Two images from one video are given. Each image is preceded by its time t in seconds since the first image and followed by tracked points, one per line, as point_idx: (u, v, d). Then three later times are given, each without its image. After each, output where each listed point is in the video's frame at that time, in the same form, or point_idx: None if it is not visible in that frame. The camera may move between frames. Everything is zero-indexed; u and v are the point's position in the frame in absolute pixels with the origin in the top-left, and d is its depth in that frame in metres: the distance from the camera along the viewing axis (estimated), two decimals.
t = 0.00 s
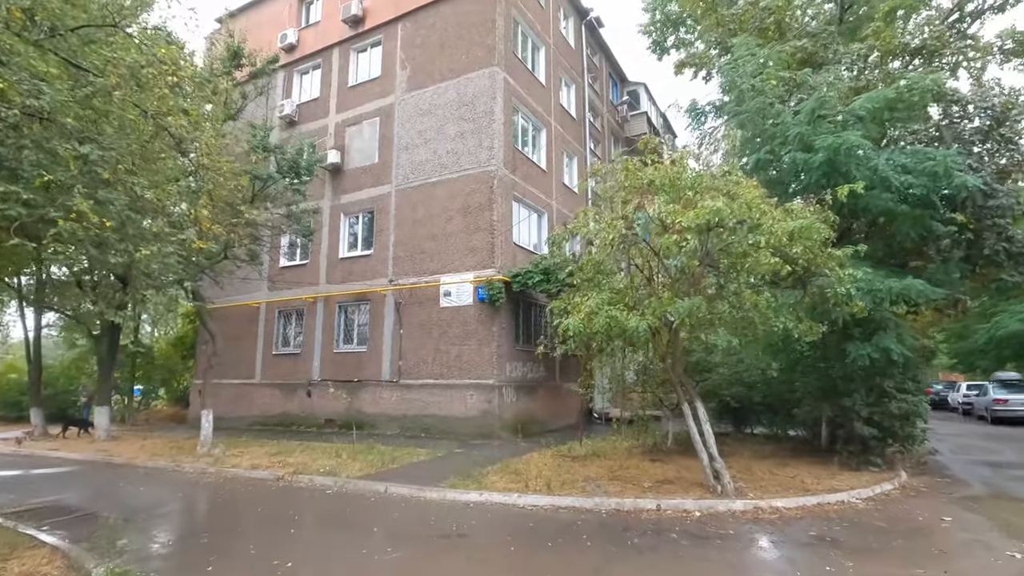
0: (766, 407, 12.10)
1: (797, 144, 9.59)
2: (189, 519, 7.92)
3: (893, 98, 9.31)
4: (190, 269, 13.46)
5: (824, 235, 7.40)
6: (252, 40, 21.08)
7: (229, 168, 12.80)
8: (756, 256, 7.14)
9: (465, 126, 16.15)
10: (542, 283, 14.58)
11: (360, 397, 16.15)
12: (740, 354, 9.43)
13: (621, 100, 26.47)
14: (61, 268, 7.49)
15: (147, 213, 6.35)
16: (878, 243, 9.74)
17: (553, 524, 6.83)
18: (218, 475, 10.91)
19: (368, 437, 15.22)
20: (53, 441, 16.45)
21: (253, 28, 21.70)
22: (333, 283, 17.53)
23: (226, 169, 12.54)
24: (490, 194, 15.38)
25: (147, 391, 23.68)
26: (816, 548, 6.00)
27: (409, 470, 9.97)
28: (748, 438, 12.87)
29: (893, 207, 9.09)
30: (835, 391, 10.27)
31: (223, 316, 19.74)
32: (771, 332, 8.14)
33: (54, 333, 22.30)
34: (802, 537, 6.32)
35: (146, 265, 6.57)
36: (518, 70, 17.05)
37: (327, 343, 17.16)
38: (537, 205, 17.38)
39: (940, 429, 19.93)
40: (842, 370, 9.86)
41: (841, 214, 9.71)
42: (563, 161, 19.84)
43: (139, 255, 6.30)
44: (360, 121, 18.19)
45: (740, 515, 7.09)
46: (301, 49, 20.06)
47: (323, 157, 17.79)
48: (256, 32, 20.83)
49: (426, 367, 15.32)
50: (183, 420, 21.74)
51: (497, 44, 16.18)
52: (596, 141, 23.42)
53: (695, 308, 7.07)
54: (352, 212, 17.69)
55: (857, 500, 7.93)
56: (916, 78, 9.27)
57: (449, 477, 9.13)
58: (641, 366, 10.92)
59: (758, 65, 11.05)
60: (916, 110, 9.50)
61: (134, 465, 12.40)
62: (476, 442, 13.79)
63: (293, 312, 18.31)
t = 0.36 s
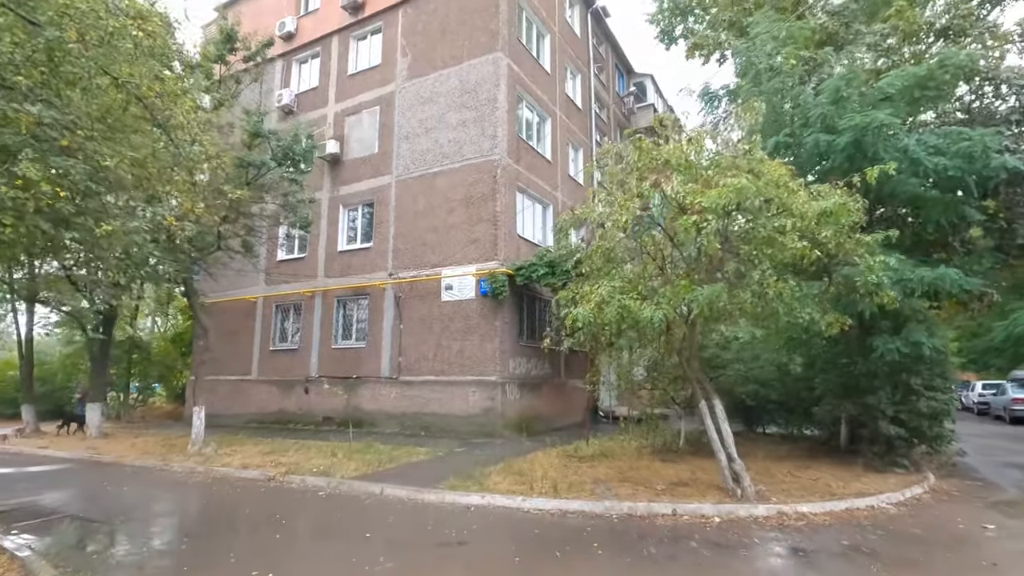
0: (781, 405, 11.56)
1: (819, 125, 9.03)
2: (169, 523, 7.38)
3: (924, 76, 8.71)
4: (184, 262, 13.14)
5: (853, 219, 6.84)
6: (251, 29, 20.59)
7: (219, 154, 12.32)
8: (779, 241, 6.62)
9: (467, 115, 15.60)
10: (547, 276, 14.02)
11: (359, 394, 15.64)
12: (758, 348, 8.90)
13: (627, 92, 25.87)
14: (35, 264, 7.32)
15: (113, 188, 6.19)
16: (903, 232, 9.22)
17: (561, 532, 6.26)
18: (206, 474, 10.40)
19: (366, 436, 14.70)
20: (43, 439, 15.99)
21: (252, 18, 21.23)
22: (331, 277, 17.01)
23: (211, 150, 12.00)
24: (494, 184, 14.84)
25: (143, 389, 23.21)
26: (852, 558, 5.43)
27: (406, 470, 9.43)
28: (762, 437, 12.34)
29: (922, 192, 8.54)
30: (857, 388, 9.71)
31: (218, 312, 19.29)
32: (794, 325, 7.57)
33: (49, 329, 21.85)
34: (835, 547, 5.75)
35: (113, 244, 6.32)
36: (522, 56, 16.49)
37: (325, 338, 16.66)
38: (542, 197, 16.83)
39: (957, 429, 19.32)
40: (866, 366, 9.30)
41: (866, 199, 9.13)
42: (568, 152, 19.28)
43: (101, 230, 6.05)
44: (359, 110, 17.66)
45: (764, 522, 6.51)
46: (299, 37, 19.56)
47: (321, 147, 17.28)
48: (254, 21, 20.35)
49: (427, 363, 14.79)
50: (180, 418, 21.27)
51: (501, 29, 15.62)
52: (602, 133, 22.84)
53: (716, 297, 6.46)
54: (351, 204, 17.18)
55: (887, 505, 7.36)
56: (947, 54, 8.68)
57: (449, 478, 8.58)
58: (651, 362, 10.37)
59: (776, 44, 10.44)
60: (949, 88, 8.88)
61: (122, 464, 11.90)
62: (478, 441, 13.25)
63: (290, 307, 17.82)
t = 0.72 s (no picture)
0: (801, 409, 10.98)
1: (848, 109, 8.45)
2: (149, 537, 6.81)
3: (961, 54, 8.10)
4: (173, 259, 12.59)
5: (894, 207, 6.26)
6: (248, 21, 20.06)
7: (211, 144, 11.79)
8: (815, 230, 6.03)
9: (470, 106, 15.03)
10: (554, 273, 13.45)
11: (358, 395, 15.07)
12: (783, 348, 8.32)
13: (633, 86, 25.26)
14: (12, 264, 7.03)
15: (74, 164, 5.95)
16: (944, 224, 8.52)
17: (577, 550, 5.67)
18: (195, 481, 9.85)
19: (366, 439, 14.14)
20: (32, 442, 15.44)
21: (249, 9, 20.71)
22: (330, 274, 16.45)
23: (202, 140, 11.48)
24: (498, 177, 14.27)
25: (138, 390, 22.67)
26: None
27: (407, 478, 8.85)
28: (780, 442, 11.75)
29: (961, 180, 7.94)
30: (887, 391, 9.12)
31: (214, 311, 18.76)
32: (828, 323, 6.98)
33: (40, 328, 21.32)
34: (884, 569, 5.15)
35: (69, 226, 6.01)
36: (527, 46, 15.92)
37: (323, 338, 16.11)
38: (548, 191, 16.25)
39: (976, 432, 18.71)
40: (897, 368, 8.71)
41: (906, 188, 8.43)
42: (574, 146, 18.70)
43: (55, 209, 5.73)
44: (359, 102, 17.10)
45: (799, 540, 5.90)
46: (298, 28, 19.01)
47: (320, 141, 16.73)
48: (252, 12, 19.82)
49: (429, 364, 14.22)
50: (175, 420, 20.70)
51: (506, 17, 15.04)
52: (609, 127, 22.24)
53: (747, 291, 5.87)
54: (350, 199, 16.62)
55: (929, 518, 6.75)
56: (988, 31, 8.08)
57: (452, 488, 7.99)
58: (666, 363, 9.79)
59: (801, 22, 9.77)
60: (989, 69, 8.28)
61: (109, 469, 11.36)
62: (483, 445, 12.68)
63: (288, 306, 17.27)
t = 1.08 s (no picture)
0: (829, 410, 10.46)
1: (887, 91, 7.91)
2: (141, 547, 6.34)
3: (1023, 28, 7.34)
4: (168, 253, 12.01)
5: (954, 191, 5.73)
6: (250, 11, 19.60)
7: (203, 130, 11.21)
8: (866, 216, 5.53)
9: (479, 95, 14.51)
10: (566, 268, 12.94)
11: (362, 395, 14.59)
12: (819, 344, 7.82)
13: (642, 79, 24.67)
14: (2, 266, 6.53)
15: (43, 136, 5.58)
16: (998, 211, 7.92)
17: (605, 566, 5.17)
18: (192, 485, 9.39)
19: (371, 440, 13.66)
20: (27, 442, 15.02)
21: None
22: (333, 270, 15.95)
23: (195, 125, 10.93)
24: (508, 169, 13.74)
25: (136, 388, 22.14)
26: None
27: (415, 484, 8.34)
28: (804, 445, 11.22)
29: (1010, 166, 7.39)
30: (926, 392, 8.61)
31: (214, 307, 18.30)
32: (873, 318, 6.47)
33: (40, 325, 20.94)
34: None
35: (35, 204, 5.44)
36: (537, 33, 15.38)
37: (326, 335, 15.62)
38: (558, 184, 15.72)
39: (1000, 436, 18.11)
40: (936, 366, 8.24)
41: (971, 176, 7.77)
42: (584, 139, 18.15)
43: (20, 183, 5.25)
44: (363, 93, 16.59)
45: (848, 556, 5.39)
46: (300, 18, 18.52)
47: (323, 133, 16.25)
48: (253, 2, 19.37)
49: (436, 362, 13.72)
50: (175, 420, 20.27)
51: (515, 3, 14.50)
52: (618, 120, 21.66)
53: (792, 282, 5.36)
54: (354, 193, 16.11)
55: (986, 532, 6.19)
56: None
57: (465, 494, 7.50)
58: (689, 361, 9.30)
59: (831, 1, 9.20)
60: None
61: (103, 471, 10.91)
62: (493, 447, 12.18)
63: (290, 302, 16.78)
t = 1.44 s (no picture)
0: (854, 409, 10.00)
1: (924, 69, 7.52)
2: (125, 556, 5.89)
3: None
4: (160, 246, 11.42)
5: (1012, 171, 5.27)
6: None
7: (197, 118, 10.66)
8: (921, 197, 5.11)
9: (485, 83, 14.01)
10: (575, 262, 12.46)
11: (363, 393, 14.11)
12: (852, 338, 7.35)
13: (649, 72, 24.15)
14: None
15: None
16: None
17: None
18: (185, 488, 8.92)
19: (372, 440, 13.18)
20: (18, 442, 14.57)
21: None
22: (334, 265, 15.47)
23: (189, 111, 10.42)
24: (515, 159, 13.25)
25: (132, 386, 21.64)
26: None
27: (420, 487, 7.86)
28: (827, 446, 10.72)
29: None
30: (961, 390, 8.18)
31: (211, 304, 17.83)
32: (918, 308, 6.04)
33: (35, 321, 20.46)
34: None
35: None
36: (544, 20, 14.88)
37: (327, 332, 15.14)
38: (565, 176, 15.22)
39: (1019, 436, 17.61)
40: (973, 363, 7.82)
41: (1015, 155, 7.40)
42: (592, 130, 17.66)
43: None
44: (364, 82, 16.10)
45: (899, 570, 4.90)
46: (299, 6, 18.02)
47: (323, 123, 15.76)
48: None
49: (440, 360, 13.24)
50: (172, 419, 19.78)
51: None
52: (626, 112, 21.16)
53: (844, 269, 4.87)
54: (355, 185, 15.62)
55: None
56: None
57: (474, 499, 7.02)
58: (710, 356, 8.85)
59: None
60: None
61: (93, 473, 10.44)
62: (500, 448, 11.71)
63: (289, 298, 16.29)
